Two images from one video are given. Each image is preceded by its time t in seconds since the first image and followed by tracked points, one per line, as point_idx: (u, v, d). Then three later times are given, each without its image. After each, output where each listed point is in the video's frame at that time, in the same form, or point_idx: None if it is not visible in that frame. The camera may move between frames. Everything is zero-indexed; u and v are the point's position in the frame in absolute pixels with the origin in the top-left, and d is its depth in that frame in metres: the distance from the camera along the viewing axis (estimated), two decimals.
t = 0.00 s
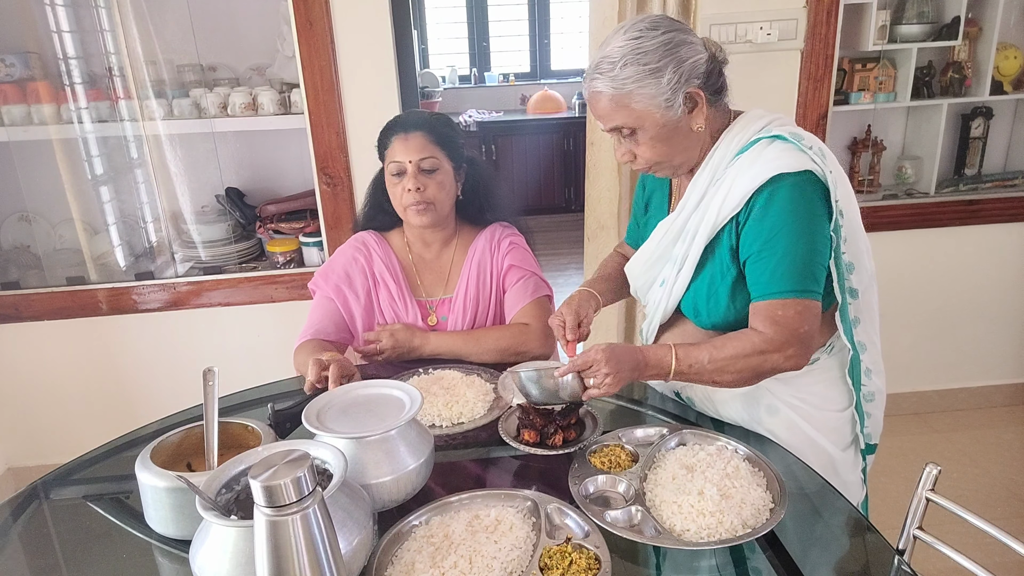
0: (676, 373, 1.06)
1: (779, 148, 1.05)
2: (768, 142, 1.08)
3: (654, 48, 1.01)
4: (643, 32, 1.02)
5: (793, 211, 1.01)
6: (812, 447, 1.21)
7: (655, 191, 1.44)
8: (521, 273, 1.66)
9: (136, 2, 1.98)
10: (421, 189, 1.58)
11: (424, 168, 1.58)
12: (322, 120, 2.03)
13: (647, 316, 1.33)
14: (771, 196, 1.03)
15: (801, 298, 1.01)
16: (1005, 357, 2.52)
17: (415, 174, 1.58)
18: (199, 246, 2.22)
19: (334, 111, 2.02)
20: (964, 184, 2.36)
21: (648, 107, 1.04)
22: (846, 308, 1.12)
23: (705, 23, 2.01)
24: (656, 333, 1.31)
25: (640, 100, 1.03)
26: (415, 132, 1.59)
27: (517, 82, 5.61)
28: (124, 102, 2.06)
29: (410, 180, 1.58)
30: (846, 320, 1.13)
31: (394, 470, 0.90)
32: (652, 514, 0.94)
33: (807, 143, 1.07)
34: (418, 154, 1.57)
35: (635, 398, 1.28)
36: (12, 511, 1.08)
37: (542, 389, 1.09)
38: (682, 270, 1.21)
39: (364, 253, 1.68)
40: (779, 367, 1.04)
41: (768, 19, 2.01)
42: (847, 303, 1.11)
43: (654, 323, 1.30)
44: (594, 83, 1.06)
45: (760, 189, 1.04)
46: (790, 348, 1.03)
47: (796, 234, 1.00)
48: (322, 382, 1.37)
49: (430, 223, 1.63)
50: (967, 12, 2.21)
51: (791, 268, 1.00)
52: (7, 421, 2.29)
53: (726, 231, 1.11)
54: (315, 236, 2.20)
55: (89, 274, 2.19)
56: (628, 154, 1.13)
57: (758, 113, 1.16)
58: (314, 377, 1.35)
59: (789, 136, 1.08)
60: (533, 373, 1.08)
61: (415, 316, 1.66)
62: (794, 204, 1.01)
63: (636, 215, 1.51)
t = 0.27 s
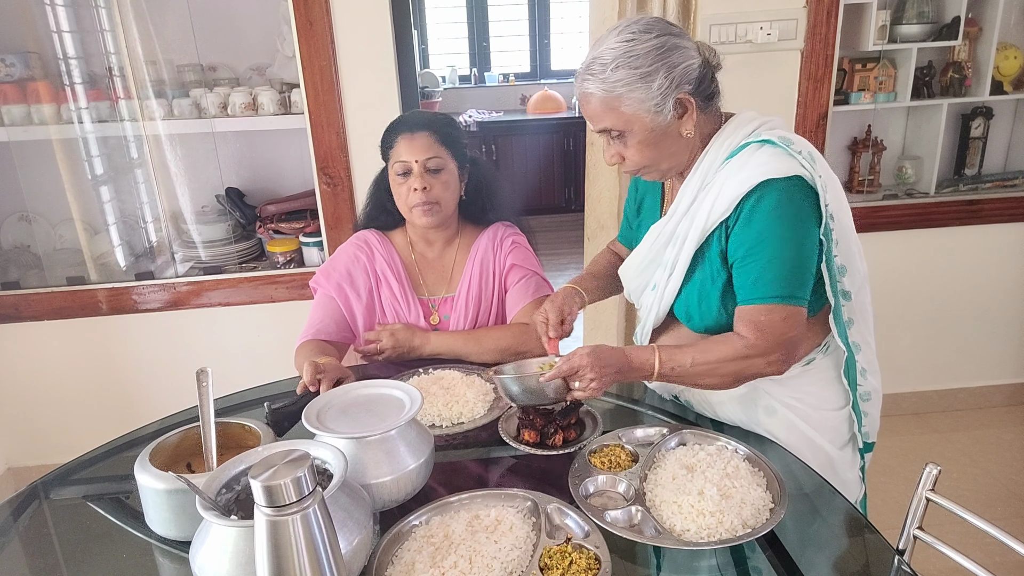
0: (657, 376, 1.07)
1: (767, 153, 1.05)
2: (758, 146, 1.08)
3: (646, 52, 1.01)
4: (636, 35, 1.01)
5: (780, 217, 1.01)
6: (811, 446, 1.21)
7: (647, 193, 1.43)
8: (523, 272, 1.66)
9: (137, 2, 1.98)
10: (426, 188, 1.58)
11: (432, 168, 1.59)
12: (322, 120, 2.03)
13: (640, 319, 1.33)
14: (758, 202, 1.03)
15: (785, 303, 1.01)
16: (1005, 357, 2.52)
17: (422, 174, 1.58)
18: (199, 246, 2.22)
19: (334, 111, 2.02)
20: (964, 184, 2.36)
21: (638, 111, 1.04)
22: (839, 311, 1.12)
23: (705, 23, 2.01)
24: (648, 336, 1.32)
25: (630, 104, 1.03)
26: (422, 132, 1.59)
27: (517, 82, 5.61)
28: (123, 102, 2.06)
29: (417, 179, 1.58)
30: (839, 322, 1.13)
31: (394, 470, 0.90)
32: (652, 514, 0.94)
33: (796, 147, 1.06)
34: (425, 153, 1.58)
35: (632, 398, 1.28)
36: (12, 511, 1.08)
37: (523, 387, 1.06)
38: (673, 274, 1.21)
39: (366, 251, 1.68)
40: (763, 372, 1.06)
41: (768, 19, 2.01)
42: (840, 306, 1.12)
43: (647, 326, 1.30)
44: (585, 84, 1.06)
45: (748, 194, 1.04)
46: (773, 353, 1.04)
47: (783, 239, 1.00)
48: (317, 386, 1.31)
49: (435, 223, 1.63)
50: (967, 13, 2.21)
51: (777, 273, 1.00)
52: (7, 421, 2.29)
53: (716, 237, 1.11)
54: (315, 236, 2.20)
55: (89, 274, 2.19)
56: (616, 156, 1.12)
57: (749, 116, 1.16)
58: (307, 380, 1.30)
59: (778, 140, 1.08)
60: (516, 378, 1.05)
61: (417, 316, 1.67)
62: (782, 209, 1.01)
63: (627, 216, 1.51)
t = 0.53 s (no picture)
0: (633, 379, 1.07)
1: (758, 159, 1.05)
2: (749, 151, 1.08)
3: (641, 54, 1.01)
4: (632, 36, 1.01)
5: (768, 222, 1.01)
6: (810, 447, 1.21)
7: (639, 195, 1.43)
8: (524, 273, 1.66)
9: (137, 2, 1.98)
10: (432, 186, 1.58)
11: (436, 167, 1.59)
12: (322, 120, 2.03)
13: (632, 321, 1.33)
14: (747, 207, 1.03)
15: (765, 308, 1.01)
16: (1005, 357, 2.52)
17: (427, 172, 1.58)
18: (199, 246, 2.22)
19: (334, 111, 2.02)
20: (964, 185, 2.36)
21: (631, 114, 1.04)
22: (832, 314, 1.13)
23: (705, 23, 2.01)
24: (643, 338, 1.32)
25: (624, 106, 1.03)
26: (426, 131, 1.60)
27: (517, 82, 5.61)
28: (123, 102, 2.06)
29: (422, 178, 1.58)
30: (832, 326, 1.13)
31: (394, 470, 0.90)
32: (652, 514, 0.94)
33: (787, 152, 1.06)
34: (430, 151, 1.58)
35: (632, 398, 1.28)
36: (12, 511, 1.08)
37: (497, 391, 1.08)
38: (664, 278, 1.21)
39: (368, 251, 1.68)
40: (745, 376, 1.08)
41: (768, 19, 2.01)
42: (833, 309, 1.12)
43: (639, 328, 1.30)
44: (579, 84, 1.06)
45: (737, 200, 1.04)
46: (747, 358, 1.04)
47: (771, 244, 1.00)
48: (308, 389, 1.31)
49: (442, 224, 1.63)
50: (967, 13, 2.21)
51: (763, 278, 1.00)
52: (7, 421, 2.29)
53: (706, 241, 1.11)
54: (315, 236, 2.20)
55: (89, 274, 2.19)
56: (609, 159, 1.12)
57: (742, 120, 1.16)
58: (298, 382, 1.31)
59: (769, 145, 1.07)
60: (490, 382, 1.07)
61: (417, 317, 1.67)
62: (770, 215, 1.01)
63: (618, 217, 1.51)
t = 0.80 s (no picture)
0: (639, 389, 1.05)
1: (751, 163, 1.05)
2: (742, 156, 1.08)
3: (633, 61, 1.01)
4: (624, 42, 1.01)
5: (764, 227, 1.01)
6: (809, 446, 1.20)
7: (632, 199, 1.43)
8: (524, 273, 1.66)
9: (137, 2, 1.98)
10: (434, 185, 1.58)
11: (439, 165, 1.59)
12: (322, 120, 2.03)
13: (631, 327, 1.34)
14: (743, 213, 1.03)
15: (764, 314, 0.99)
16: (1005, 357, 2.52)
17: (429, 171, 1.58)
18: (199, 246, 2.22)
19: (334, 111, 2.02)
20: (964, 185, 2.36)
21: (623, 120, 1.04)
22: (830, 315, 1.13)
23: (705, 23, 2.01)
24: (643, 342, 1.32)
25: (615, 113, 1.03)
26: (428, 130, 1.60)
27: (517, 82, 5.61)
28: (123, 102, 2.06)
29: (425, 176, 1.58)
30: (829, 327, 1.14)
31: (394, 470, 0.90)
32: (652, 514, 0.94)
33: (780, 155, 1.06)
34: (433, 150, 1.59)
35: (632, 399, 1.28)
36: (12, 511, 1.08)
37: (498, 410, 1.07)
38: (662, 284, 1.21)
39: (368, 251, 1.68)
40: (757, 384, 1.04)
41: (768, 19, 2.01)
42: (830, 311, 1.12)
43: (639, 334, 1.31)
44: (570, 91, 1.05)
45: (732, 206, 1.04)
46: (752, 365, 1.01)
47: (768, 249, 1.00)
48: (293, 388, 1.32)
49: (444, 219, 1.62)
50: (967, 13, 2.21)
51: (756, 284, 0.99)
52: (7, 421, 2.29)
53: (704, 247, 1.11)
54: (315, 236, 2.20)
55: (89, 274, 2.19)
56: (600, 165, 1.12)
57: (733, 123, 1.16)
58: (279, 382, 1.32)
59: (762, 148, 1.07)
60: (491, 402, 1.07)
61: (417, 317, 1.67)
62: (765, 220, 1.01)
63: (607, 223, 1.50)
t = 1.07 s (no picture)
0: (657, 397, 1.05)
1: (751, 165, 1.05)
2: (741, 158, 1.08)
3: (630, 68, 1.00)
4: (620, 49, 1.01)
5: (768, 229, 1.01)
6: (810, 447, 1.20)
7: (628, 205, 1.43)
8: (524, 273, 1.66)
9: (137, 2, 1.98)
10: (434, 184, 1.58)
11: (439, 165, 1.59)
12: (322, 120, 2.03)
13: (633, 331, 1.33)
14: (746, 216, 1.02)
15: (777, 315, 0.99)
16: (1005, 357, 2.52)
17: (430, 170, 1.58)
18: (199, 246, 2.22)
19: (334, 111, 2.02)
20: (964, 185, 2.36)
21: (620, 128, 1.04)
22: (831, 314, 1.12)
23: (705, 23, 2.01)
24: (644, 346, 1.32)
25: (613, 121, 1.03)
26: (428, 129, 1.60)
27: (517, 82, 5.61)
28: (123, 102, 2.06)
29: (425, 176, 1.58)
30: (830, 325, 1.13)
31: (394, 470, 0.90)
32: (652, 514, 0.94)
33: (779, 156, 1.06)
34: (433, 150, 1.59)
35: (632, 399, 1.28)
36: (12, 511, 1.08)
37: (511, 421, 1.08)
38: (665, 289, 1.21)
39: (367, 251, 1.68)
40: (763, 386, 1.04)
41: (768, 19, 2.01)
42: (831, 310, 1.12)
43: (642, 338, 1.30)
44: (566, 99, 1.05)
45: (735, 209, 1.04)
46: (771, 368, 1.02)
47: (773, 251, 1.00)
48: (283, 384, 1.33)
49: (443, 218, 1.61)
50: (967, 12, 2.21)
51: (768, 287, 0.99)
52: (7, 421, 2.29)
53: (706, 251, 1.11)
54: (315, 236, 2.20)
55: (89, 274, 2.19)
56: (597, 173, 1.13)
57: (729, 126, 1.16)
58: (266, 387, 1.32)
59: (761, 150, 1.07)
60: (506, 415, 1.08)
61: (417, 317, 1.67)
62: (769, 222, 1.01)
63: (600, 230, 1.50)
